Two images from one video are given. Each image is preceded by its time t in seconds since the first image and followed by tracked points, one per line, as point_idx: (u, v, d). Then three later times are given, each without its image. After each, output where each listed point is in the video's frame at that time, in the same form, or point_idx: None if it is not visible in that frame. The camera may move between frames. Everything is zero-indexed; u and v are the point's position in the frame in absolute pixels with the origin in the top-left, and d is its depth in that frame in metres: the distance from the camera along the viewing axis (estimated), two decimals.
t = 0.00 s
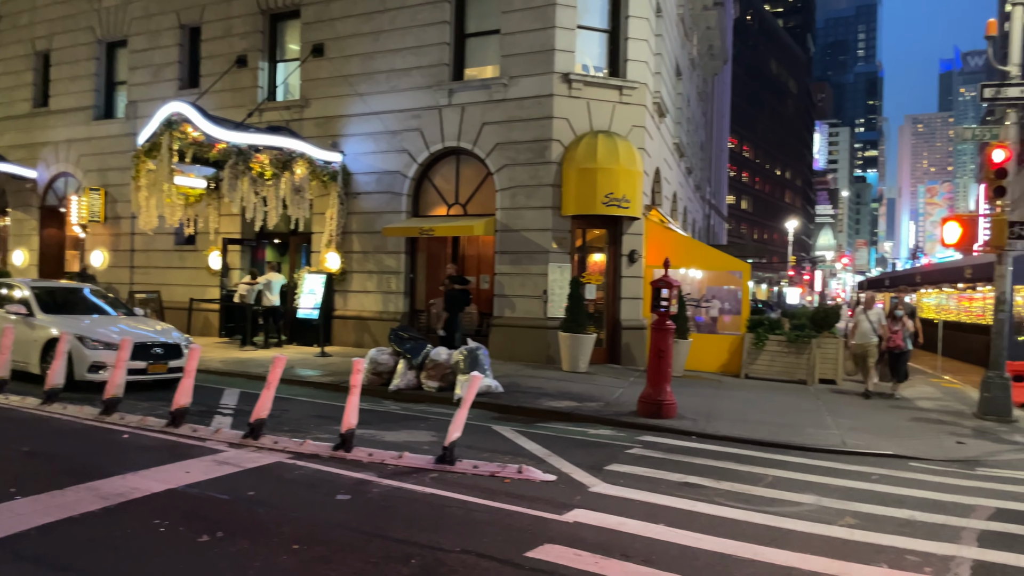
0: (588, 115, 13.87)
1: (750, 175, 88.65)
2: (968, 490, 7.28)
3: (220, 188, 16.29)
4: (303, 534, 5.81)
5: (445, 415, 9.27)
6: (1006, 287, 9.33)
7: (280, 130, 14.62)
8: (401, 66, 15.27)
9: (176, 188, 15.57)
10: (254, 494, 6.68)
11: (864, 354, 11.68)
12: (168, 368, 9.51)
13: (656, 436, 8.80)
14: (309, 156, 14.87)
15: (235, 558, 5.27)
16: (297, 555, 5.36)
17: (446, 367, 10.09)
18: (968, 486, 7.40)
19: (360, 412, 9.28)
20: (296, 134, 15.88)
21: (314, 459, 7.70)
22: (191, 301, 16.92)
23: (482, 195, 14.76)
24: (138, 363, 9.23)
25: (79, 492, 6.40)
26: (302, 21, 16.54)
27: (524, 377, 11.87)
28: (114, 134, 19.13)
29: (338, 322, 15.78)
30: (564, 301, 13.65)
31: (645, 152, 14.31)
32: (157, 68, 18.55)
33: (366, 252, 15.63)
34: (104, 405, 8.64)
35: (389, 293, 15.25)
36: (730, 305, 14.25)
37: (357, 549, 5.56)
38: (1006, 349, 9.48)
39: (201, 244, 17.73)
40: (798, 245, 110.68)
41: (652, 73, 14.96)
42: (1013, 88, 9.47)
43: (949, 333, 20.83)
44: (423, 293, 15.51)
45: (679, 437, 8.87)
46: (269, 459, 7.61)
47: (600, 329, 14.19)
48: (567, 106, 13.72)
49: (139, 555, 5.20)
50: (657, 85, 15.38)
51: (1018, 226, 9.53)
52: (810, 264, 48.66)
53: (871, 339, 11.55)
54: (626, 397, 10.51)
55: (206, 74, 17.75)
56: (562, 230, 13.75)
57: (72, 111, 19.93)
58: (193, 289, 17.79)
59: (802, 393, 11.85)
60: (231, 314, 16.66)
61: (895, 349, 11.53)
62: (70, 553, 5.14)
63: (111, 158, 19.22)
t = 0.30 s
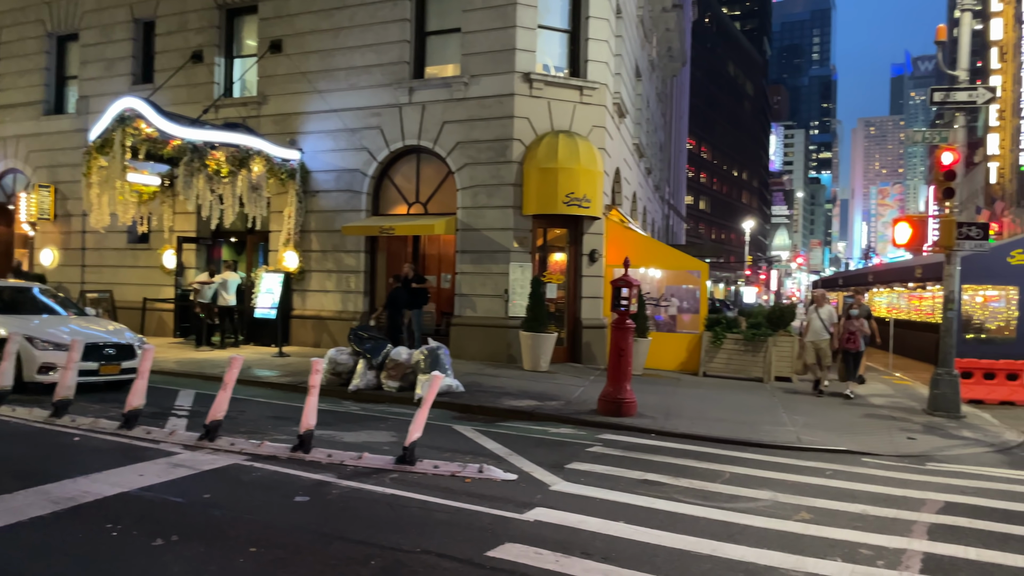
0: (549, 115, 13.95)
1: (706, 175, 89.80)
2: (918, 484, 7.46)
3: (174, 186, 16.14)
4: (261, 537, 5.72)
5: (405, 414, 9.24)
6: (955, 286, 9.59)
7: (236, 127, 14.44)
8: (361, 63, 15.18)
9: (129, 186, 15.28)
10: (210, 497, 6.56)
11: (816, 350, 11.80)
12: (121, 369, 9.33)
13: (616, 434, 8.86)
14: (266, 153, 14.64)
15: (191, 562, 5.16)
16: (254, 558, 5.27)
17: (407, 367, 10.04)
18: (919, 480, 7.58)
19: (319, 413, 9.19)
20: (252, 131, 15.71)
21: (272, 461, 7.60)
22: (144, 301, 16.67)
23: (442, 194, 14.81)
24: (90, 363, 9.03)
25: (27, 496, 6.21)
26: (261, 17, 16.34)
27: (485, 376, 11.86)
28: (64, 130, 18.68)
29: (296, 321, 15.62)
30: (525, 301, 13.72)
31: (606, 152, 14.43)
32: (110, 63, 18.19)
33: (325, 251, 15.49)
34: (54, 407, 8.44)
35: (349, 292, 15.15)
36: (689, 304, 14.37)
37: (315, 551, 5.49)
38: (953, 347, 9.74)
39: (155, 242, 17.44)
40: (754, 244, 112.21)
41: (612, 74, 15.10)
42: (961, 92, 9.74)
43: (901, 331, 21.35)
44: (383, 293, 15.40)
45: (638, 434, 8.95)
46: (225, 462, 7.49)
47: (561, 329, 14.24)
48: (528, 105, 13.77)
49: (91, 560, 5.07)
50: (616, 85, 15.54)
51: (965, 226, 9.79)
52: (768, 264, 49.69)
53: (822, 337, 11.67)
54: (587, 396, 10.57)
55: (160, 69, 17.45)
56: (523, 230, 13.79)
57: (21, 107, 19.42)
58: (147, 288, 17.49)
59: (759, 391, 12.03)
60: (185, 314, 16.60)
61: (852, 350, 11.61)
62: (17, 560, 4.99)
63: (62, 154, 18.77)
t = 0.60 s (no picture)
0: (517, 115, 13.98)
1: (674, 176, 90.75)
2: (879, 480, 7.59)
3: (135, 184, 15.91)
4: (225, 540, 5.64)
5: (370, 415, 9.18)
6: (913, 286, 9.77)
7: (198, 125, 14.31)
8: (326, 61, 15.08)
9: (87, 182, 14.76)
10: (172, 500, 6.45)
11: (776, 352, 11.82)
12: (80, 371, 9.16)
13: (582, 434, 8.89)
14: (229, 151, 14.57)
15: (151, 566, 5.06)
16: (217, 562, 5.19)
17: (373, 367, 9.98)
18: (879, 476, 7.73)
19: (283, 414, 9.10)
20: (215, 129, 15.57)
21: (235, 463, 7.51)
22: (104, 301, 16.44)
23: (408, 194, 14.79)
24: (47, 365, 8.86)
25: None
26: (224, 13, 16.14)
27: (451, 376, 11.83)
28: (22, 126, 18.27)
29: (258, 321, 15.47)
30: (492, 300, 13.71)
31: (572, 152, 14.51)
32: (69, 58, 17.83)
33: (290, 251, 15.33)
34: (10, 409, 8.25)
35: (314, 292, 15.03)
36: (655, 304, 14.58)
37: (280, 553, 5.42)
38: (912, 346, 9.93)
39: (116, 241, 17.16)
40: (719, 244, 113.20)
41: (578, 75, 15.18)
42: (919, 96, 9.93)
43: (862, 331, 21.81)
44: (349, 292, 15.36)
45: (605, 434, 8.99)
46: (187, 464, 7.37)
47: (528, 328, 14.26)
48: (495, 105, 13.79)
49: (47, 565, 4.94)
50: (583, 86, 15.64)
51: (923, 227, 9.99)
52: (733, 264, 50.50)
53: (780, 339, 11.66)
54: (553, 395, 10.60)
55: (121, 65, 17.16)
56: (491, 230, 13.78)
57: None
58: (107, 288, 17.18)
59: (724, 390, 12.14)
60: (146, 314, 16.33)
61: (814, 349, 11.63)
62: None
63: (19, 151, 18.35)
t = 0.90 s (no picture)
0: (483, 115, 14.01)
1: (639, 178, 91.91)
2: (838, 477, 7.72)
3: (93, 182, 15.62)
4: (186, 544, 5.54)
5: (335, 417, 9.11)
6: (871, 286, 9.97)
7: (160, 122, 13.95)
8: (290, 59, 14.95)
9: (43, 181, 14.49)
10: (131, 505, 6.32)
11: (728, 352, 11.95)
12: (35, 373, 8.96)
13: (548, 434, 8.91)
14: (190, 150, 14.29)
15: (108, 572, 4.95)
16: (176, 567, 5.09)
17: (337, 368, 9.93)
18: (839, 474, 7.85)
19: (245, 416, 8.99)
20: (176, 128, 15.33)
21: (196, 466, 7.39)
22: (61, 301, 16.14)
23: (373, 193, 14.73)
24: (2, 367, 8.68)
25: None
26: (185, 10, 15.92)
27: (417, 377, 11.79)
28: None
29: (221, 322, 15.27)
30: (458, 301, 13.70)
31: (538, 153, 14.59)
32: (26, 54, 17.45)
33: (252, 251, 15.17)
34: None
35: (277, 293, 14.86)
36: (621, 304, 14.65)
37: (242, 557, 5.34)
38: (870, 345, 10.11)
39: (73, 241, 16.82)
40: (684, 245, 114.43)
41: (544, 76, 15.27)
42: (877, 100, 10.14)
43: (822, 331, 22.28)
44: (313, 293, 15.21)
45: (571, 433, 9.02)
46: (146, 468, 7.23)
47: (494, 328, 14.26)
48: (461, 105, 13.80)
49: None
50: (549, 87, 15.72)
51: (882, 229, 10.19)
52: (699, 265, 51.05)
53: (734, 337, 11.84)
54: (519, 396, 10.62)
55: (78, 61, 16.81)
56: (457, 230, 13.78)
57: None
58: (64, 288, 16.82)
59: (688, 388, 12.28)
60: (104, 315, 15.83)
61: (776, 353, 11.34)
62: None
63: None
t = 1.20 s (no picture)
0: (454, 116, 14.00)
1: (609, 179, 92.64)
2: (806, 476, 7.81)
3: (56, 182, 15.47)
4: (152, 549, 5.45)
5: (304, 419, 9.04)
6: (837, 287, 10.11)
7: (125, 121, 13.77)
8: (259, 58, 14.83)
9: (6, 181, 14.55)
10: (95, 510, 6.20)
11: (693, 353, 11.74)
12: None
13: (519, 435, 8.91)
14: (157, 149, 14.11)
15: None
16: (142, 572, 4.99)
17: (307, 371, 9.87)
18: (806, 473, 7.95)
19: (212, 419, 8.88)
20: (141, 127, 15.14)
21: (162, 470, 7.28)
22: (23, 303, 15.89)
23: (344, 194, 14.67)
24: None
25: None
26: (151, 7, 15.70)
27: (388, 379, 11.73)
28: None
29: (189, 324, 15.10)
30: (429, 302, 13.61)
31: (509, 154, 14.62)
32: None
33: (220, 252, 15.02)
34: None
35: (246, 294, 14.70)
36: (591, 304, 14.85)
37: (209, 562, 5.26)
38: (836, 345, 10.23)
39: (36, 241, 16.51)
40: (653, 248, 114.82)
41: (515, 77, 15.30)
42: (844, 104, 10.30)
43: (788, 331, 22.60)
44: (282, 294, 15.09)
45: (541, 434, 9.04)
46: (111, 472, 7.11)
47: (465, 330, 14.26)
48: (431, 105, 13.78)
49: None
50: (521, 89, 15.76)
51: (847, 231, 10.36)
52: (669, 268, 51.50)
53: (700, 339, 11.61)
54: (491, 397, 10.61)
55: (42, 59, 16.53)
56: (428, 231, 13.75)
57: None
58: (26, 290, 16.50)
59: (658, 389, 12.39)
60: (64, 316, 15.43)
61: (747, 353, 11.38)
62: None
63: None
